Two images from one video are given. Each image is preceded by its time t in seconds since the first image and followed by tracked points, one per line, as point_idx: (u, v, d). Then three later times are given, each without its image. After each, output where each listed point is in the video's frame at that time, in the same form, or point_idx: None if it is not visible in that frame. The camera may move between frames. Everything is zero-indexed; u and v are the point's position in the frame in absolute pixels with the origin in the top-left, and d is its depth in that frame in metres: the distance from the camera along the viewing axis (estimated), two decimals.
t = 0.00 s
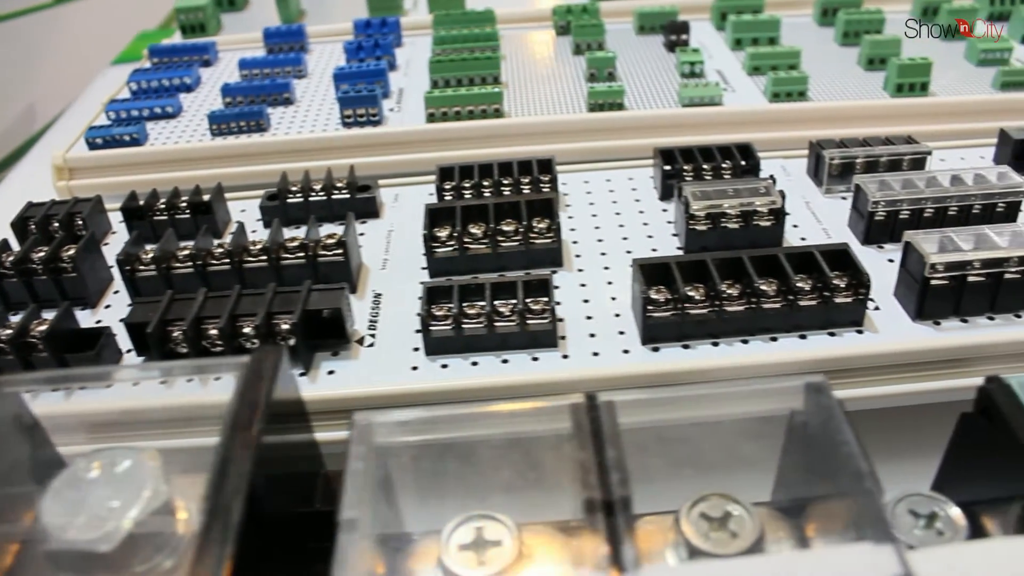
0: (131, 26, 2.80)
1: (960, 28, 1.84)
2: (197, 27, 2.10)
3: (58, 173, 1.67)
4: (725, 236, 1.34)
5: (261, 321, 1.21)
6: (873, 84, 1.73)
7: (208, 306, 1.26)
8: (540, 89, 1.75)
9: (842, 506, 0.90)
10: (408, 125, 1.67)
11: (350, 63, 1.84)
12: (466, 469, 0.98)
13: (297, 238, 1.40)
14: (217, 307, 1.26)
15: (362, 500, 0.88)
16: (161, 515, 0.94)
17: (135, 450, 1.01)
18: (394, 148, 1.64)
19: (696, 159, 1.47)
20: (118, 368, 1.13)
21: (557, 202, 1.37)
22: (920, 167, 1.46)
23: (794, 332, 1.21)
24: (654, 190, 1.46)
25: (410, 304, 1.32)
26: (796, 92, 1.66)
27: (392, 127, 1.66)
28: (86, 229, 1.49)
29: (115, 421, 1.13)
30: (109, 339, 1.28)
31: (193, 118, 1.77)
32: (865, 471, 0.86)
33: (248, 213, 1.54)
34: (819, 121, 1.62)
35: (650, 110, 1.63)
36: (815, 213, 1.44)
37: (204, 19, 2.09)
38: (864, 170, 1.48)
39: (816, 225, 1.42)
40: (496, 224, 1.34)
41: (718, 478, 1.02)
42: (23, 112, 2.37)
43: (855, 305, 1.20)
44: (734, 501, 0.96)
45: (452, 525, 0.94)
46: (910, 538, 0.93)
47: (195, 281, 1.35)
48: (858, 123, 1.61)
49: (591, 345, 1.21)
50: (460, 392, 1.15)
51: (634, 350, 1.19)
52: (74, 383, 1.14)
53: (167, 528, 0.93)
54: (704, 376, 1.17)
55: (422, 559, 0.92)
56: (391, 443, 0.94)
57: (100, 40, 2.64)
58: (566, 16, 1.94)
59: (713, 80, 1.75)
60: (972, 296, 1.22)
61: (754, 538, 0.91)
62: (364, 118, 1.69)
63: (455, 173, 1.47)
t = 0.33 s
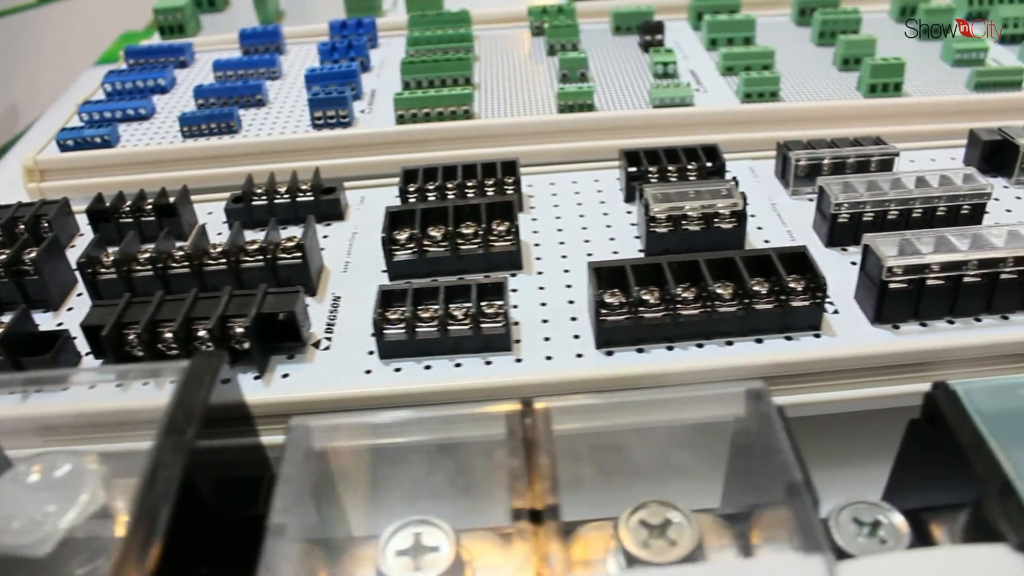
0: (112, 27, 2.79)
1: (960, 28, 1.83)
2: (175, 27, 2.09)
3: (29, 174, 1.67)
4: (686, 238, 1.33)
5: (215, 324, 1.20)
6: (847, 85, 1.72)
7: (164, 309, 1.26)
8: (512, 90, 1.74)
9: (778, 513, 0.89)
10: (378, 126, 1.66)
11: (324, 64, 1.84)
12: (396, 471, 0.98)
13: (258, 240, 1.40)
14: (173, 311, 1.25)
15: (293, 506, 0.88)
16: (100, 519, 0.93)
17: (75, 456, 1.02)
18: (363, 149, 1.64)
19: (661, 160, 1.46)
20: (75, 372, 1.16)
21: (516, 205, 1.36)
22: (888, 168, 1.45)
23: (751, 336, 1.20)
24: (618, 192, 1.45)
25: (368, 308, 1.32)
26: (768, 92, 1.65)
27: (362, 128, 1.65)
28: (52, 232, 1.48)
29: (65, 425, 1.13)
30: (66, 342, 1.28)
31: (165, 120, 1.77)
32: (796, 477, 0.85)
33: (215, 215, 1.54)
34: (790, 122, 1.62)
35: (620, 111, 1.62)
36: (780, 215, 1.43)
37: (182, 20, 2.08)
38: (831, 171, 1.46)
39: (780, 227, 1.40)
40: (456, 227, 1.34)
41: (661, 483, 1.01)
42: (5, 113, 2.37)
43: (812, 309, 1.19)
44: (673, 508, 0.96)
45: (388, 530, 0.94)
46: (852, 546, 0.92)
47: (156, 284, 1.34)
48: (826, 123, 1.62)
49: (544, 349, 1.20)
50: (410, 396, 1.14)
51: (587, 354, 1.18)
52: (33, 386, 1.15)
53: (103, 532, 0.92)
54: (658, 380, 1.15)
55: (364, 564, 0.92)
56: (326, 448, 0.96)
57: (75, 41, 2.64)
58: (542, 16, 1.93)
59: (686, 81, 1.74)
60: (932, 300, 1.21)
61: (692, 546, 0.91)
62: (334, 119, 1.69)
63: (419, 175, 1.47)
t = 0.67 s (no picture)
0: (97, 26, 2.80)
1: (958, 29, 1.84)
2: (154, 28, 2.07)
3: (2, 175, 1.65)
4: (649, 240, 1.32)
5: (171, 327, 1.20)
6: (822, 85, 1.71)
7: (123, 311, 1.26)
8: (486, 91, 1.74)
9: (715, 523, 0.88)
10: (349, 128, 1.66)
11: (299, 64, 1.84)
12: (333, 475, 0.98)
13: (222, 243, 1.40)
14: (131, 313, 1.25)
15: (228, 510, 0.88)
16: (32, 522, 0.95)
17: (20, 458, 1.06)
18: (334, 151, 1.63)
19: (627, 162, 1.45)
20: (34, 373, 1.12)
21: (478, 207, 1.36)
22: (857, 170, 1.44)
23: (709, 340, 1.19)
24: (583, 194, 1.44)
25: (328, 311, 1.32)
26: (742, 93, 1.65)
27: (334, 129, 1.65)
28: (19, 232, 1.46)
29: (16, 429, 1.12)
30: (26, 345, 1.26)
31: (139, 121, 1.76)
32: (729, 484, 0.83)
33: (184, 217, 1.53)
34: (761, 123, 1.62)
35: (591, 112, 1.62)
36: (747, 218, 1.41)
37: (162, 20, 2.07)
38: (800, 172, 1.45)
39: (746, 230, 1.39)
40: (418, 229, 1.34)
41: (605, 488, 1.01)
42: None
43: (771, 312, 1.17)
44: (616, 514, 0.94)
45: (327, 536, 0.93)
46: (796, 555, 0.91)
47: (118, 287, 1.34)
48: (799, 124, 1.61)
49: (500, 353, 1.19)
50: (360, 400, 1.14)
51: (542, 358, 1.18)
52: None
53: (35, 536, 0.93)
54: (612, 386, 1.14)
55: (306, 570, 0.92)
56: (266, 452, 0.95)
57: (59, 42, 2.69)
58: (519, 16, 1.92)
59: (660, 81, 1.73)
60: (892, 304, 1.19)
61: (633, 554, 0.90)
62: (306, 121, 1.69)
63: (384, 177, 1.47)
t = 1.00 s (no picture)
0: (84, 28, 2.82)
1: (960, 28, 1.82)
2: (134, 31, 2.06)
3: None
4: (609, 244, 1.30)
5: (126, 331, 1.19)
6: (796, 86, 1.70)
7: (80, 315, 1.25)
8: (458, 93, 1.73)
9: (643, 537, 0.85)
10: (319, 131, 1.65)
11: (273, 66, 1.83)
12: (270, 482, 0.98)
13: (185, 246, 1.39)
14: (87, 317, 1.25)
15: (160, 515, 0.89)
16: None
17: None
18: (303, 154, 1.63)
19: (591, 165, 1.44)
20: None
21: (439, 211, 1.35)
22: (825, 172, 1.43)
23: (663, 345, 1.17)
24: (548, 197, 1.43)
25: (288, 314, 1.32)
26: (714, 94, 1.63)
27: (305, 132, 1.64)
28: None
29: None
30: None
31: (112, 123, 1.75)
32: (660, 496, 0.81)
33: (151, 220, 1.53)
34: (732, 126, 1.61)
35: (561, 115, 1.61)
36: (711, 221, 1.40)
37: (141, 22, 2.05)
38: (767, 175, 1.44)
39: (709, 233, 1.37)
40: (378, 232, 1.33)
41: (546, 497, 1.00)
42: None
43: (728, 317, 1.16)
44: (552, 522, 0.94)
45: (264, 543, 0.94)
46: (733, 566, 0.89)
47: (79, 290, 1.34)
48: (767, 125, 1.61)
49: (454, 357, 1.19)
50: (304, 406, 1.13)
51: (495, 363, 1.17)
52: None
53: None
54: (563, 391, 1.14)
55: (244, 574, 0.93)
56: (206, 457, 0.96)
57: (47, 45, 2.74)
58: (495, 18, 1.91)
59: (633, 83, 1.72)
60: (850, 309, 1.18)
61: (566, 564, 0.89)
62: (277, 123, 1.68)
63: (348, 180, 1.46)
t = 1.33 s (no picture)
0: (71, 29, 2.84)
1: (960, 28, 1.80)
2: (113, 31, 2.04)
3: None
4: (565, 246, 1.30)
5: (79, 333, 1.19)
6: (766, 87, 1.69)
7: (35, 318, 1.25)
8: (427, 95, 1.73)
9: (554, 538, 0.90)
10: (288, 133, 1.65)
11: (245, 68, 1.83)
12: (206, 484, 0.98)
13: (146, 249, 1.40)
14: (42, 319, 1.24)
15: (92, 518, 0.92)
16: None
17: None
18: (272, 156, 1.63)
19: (551, 167, 1.43)
20: None
21: (396, 213, 1.35)
22: (788, 173, 1.42)
23: (612, 348, 1.17)
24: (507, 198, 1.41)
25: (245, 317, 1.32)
26: (681, 95, 1.63)
27: (273, 134, 1.64)
28: None
29: None
30: None
31: (84, 125, 1.75)
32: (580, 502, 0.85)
33: (117, 222, 1.53)
34: (699, 126, 1.60)
35: (528, 116, 1.61)
36: (671, 222, 1.38)
37: (119, 24, 2.03)
38: (729, 177, 1.43)
39: (668, 235, 1.36)
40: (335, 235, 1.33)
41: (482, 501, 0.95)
42: None
43: (677, 320, 1.15)
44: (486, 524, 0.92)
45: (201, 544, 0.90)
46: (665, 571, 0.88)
47: (38, 292, 1.33)
48: (735, 126, 1.60)
49: (403, 360, 1.19)
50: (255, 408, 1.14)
51: (443, 365, 1.17)
52: None
53: None
54: (510, 394, 1.13)
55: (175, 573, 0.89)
56: (142, 459, 0.97)
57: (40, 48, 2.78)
58: (469, 19, 1.91)
59: (603, 84, 1.72)
60: (802, 311, 1.16)
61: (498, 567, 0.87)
62: (246, 125, 1.67)
63: (310, 182, 1.46)
